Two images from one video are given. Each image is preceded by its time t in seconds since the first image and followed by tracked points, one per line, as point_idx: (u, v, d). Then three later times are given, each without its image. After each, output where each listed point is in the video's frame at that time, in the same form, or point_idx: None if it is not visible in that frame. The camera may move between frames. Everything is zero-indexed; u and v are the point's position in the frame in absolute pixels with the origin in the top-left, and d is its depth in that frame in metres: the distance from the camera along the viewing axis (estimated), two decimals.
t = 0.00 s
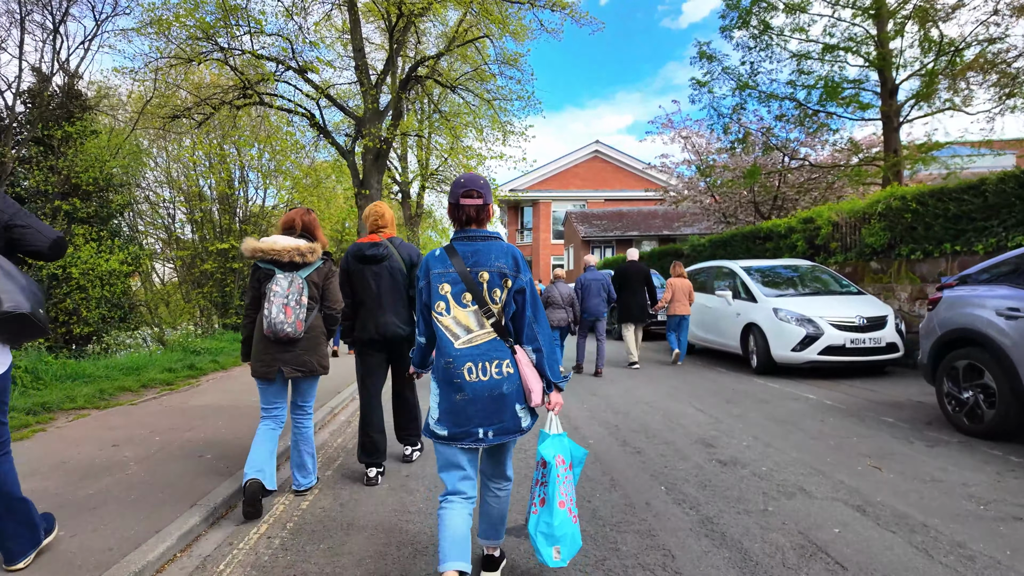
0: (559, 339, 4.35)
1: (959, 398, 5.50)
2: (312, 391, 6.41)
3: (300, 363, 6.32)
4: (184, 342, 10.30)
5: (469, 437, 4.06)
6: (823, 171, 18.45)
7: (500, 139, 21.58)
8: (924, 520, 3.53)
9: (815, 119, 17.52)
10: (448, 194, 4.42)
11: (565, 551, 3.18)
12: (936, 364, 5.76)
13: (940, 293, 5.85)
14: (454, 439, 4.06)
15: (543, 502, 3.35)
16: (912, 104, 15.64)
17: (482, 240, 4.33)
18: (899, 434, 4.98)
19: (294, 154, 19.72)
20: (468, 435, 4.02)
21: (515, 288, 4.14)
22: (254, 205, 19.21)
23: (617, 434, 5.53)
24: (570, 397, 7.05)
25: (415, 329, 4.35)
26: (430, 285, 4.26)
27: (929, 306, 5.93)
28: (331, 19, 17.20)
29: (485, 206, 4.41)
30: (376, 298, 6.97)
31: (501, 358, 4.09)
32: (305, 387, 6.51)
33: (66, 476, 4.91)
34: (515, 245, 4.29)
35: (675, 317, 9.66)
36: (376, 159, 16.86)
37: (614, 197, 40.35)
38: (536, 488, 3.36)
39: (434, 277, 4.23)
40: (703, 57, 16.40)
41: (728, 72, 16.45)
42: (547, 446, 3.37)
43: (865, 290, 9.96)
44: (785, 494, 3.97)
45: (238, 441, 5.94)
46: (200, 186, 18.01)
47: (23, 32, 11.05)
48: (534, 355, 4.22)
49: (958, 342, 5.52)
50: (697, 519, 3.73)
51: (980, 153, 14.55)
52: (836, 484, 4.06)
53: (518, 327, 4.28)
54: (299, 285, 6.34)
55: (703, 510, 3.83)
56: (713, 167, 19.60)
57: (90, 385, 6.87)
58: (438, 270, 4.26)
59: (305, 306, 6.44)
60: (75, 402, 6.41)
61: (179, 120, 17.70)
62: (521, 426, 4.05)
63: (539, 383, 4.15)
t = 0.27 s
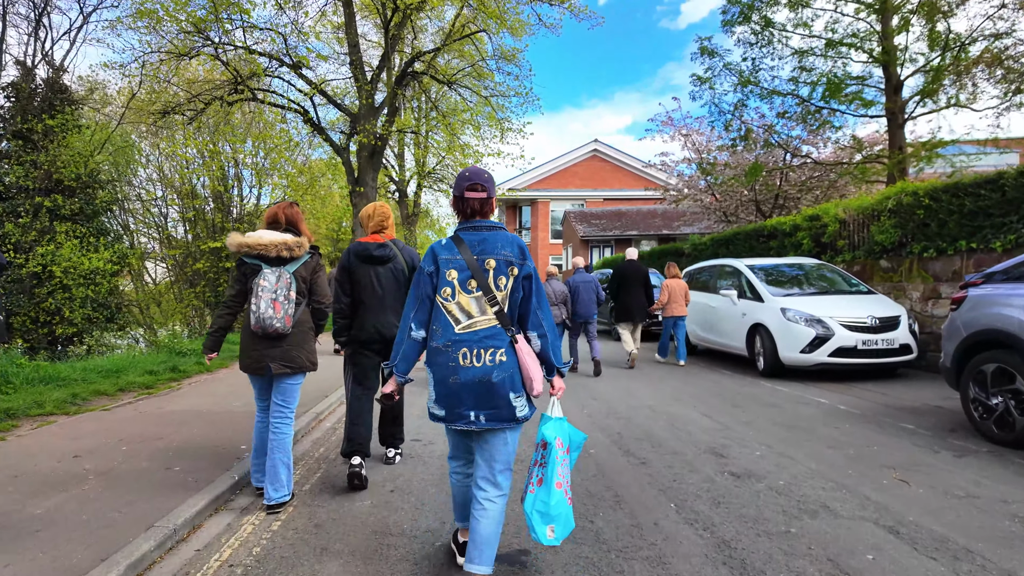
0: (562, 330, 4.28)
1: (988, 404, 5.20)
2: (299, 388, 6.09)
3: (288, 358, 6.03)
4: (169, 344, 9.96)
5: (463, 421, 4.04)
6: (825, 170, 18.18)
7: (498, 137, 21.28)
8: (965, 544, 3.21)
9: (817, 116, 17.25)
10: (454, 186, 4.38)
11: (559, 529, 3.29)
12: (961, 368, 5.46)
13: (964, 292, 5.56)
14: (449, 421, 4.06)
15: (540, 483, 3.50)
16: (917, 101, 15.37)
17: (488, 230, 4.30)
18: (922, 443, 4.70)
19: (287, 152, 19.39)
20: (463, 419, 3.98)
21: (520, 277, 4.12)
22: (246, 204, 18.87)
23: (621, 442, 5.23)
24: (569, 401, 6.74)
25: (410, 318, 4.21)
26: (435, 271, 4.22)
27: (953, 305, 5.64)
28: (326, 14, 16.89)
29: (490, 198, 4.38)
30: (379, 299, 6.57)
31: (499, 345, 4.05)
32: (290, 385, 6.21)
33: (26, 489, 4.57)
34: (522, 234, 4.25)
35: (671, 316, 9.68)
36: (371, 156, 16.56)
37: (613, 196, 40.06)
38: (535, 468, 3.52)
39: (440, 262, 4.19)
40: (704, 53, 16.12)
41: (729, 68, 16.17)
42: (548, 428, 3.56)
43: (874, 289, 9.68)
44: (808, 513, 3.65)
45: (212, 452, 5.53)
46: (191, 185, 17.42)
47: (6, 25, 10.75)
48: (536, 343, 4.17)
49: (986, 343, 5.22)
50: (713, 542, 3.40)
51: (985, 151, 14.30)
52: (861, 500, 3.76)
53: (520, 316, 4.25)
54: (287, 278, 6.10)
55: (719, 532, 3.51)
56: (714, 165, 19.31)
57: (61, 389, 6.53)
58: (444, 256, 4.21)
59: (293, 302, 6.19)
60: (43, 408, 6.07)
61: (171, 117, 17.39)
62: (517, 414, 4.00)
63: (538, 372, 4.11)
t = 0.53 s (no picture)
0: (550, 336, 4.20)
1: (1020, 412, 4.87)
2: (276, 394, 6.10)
3: (261, 366, 6.10)
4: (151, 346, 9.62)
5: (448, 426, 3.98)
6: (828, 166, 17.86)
7: (496, 134, 20.93)
8: None
9: (821, 112, 16.91)
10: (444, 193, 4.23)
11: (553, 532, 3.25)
12: (990, 372, 5.14)
13: (994, 290, 5.24)
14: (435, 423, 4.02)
15: (530, 488, 3.45)
16: (923, 96, 15.03)
17: (477, 237, 4.17)
18: (948, 455, 4.38)
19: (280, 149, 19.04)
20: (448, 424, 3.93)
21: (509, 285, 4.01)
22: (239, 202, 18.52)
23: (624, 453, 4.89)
24: (568, 406, 6.41)
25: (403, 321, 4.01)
26: (425, 278, 4.09)
27: (982, 305, 5.33)
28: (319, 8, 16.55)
29: (480, 207, 4.22)
30: (371, 294, 6.22)
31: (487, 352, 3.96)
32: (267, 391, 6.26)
33: None
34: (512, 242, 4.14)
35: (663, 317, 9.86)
36: (366, 153, 16.24)
37: (612, 195, 39.73)
38: (524, 473, 3.47)
39: (429, 270, 4.08)
40: (706, 47, 15.77)
41: (731, 62, 15.82)
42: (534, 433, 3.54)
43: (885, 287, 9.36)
44: (834, 540, 3.31)
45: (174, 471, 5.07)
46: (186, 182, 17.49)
47: None
48: (522, 350, 4.08)
49: (1017, 347, 4.90)
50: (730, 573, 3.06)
51: (994, 148, 13.99)
52: (890, 523, 3.44)
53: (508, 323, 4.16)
54: (254, 284, 6.07)
55: (736, 562, 3.16)
56: (716, 162, 18.96)
57: (26, 396, 6.19)
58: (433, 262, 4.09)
59: (261, 307, 6.22)
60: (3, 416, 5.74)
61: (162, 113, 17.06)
62: (502, 421, 3.97)
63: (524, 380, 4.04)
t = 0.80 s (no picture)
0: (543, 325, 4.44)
1: None
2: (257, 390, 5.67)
3: (237, 361, 5.78)
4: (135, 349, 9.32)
5: (453, 419, 4.13)
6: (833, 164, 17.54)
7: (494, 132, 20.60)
8: None
9: (826, 109, 16.58)
10: (438, 191, 4.45)
11: (545, 519, 3.38)
12: None
13: None
14: (438, 421, 4.12)
15: (524, 478, 3.59)
16: (931, 92, 14.70)
17: (468, 233, 4.42)
18: (983, 470, 4.04)
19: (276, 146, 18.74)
20: (453, 417, 4.08)
21: (501, 277, 4.23)
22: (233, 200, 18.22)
23: (629, 466, 4.57)
24: (569, 412, 6.09)
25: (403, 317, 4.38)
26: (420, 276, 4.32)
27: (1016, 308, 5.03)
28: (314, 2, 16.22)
29: (473, 203, 4.48)
30: (353, 301, 6.01)
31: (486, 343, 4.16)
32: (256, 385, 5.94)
33: None
34: (501, 236, 4.39)
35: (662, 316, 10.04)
36: (361, 150, 15.93)
37: (613, 194, 39.39)
38: (520, 464, 3.60)
39: (423, 267, 4.31)
40: (709, 42, 15.44)
41: (734, 58, 15.49)
42: (529, 426, 3.69)
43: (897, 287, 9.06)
44: (869, 571, 2.96)
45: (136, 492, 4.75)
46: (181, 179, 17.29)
47: None
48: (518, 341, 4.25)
49: None
50: None
51: (1004, 145, 13.65)
52: (927, 550, 3.11)
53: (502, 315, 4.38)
54: (227, 278, 5.71)
55: None
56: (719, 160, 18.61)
57: None
58: (427, 260, 4.35)
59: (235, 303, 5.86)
60: None
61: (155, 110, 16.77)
62: (504, 409, 4.18)
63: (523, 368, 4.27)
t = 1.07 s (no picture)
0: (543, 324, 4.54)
1: None
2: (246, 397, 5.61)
3: (227, 367, 5.69)
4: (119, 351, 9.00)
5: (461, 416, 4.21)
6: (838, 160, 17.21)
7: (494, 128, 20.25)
8: None
9: (832, 104, 16.23)
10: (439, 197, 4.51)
11: (545, 516, 3.43)
12: None
13: None
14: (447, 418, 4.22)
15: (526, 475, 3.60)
16: (940, 86, 14.35)
17: (469, 236, 4.48)
18: None
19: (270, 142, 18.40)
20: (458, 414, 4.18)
21: (502, 280, 4.31)
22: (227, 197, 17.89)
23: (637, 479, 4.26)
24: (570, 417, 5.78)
25: (409, 322, 4.46)
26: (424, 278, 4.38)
27: None
28: None
29: (475, 206, 4.52)
30: (331, 297, 5.87)
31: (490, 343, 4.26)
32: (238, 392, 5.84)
33: None
34: (501, 238, 4.46)
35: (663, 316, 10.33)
36: (357, 146, 15.59)
37: (614, 193, 39.05)
38: (520, 461, 3.63)
39: (426, 271, 4.38)
40: (712, 36, 15.09)
41: (739, 52, 15.13)
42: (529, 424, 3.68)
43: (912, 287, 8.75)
44: None
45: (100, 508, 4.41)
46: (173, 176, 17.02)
47: None
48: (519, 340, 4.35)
49: None
50: None
51: (1016, 141, 13.30)
52: None
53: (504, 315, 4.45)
54: (221, 285, 5.66)
55: None
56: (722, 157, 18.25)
57: None
58: (430, 263, 4.41)
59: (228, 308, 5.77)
60: None
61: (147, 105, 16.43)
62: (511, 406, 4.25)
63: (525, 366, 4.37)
